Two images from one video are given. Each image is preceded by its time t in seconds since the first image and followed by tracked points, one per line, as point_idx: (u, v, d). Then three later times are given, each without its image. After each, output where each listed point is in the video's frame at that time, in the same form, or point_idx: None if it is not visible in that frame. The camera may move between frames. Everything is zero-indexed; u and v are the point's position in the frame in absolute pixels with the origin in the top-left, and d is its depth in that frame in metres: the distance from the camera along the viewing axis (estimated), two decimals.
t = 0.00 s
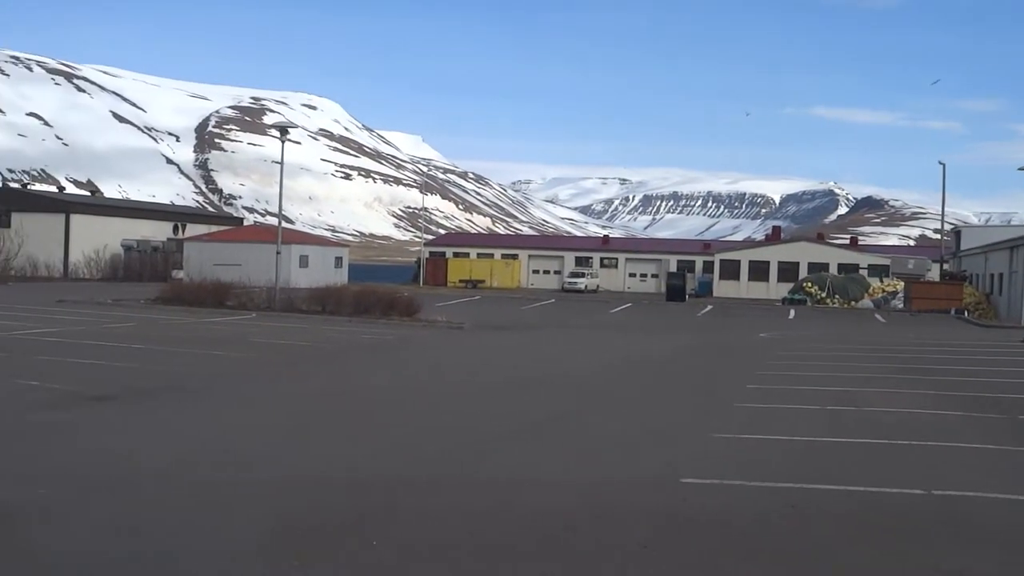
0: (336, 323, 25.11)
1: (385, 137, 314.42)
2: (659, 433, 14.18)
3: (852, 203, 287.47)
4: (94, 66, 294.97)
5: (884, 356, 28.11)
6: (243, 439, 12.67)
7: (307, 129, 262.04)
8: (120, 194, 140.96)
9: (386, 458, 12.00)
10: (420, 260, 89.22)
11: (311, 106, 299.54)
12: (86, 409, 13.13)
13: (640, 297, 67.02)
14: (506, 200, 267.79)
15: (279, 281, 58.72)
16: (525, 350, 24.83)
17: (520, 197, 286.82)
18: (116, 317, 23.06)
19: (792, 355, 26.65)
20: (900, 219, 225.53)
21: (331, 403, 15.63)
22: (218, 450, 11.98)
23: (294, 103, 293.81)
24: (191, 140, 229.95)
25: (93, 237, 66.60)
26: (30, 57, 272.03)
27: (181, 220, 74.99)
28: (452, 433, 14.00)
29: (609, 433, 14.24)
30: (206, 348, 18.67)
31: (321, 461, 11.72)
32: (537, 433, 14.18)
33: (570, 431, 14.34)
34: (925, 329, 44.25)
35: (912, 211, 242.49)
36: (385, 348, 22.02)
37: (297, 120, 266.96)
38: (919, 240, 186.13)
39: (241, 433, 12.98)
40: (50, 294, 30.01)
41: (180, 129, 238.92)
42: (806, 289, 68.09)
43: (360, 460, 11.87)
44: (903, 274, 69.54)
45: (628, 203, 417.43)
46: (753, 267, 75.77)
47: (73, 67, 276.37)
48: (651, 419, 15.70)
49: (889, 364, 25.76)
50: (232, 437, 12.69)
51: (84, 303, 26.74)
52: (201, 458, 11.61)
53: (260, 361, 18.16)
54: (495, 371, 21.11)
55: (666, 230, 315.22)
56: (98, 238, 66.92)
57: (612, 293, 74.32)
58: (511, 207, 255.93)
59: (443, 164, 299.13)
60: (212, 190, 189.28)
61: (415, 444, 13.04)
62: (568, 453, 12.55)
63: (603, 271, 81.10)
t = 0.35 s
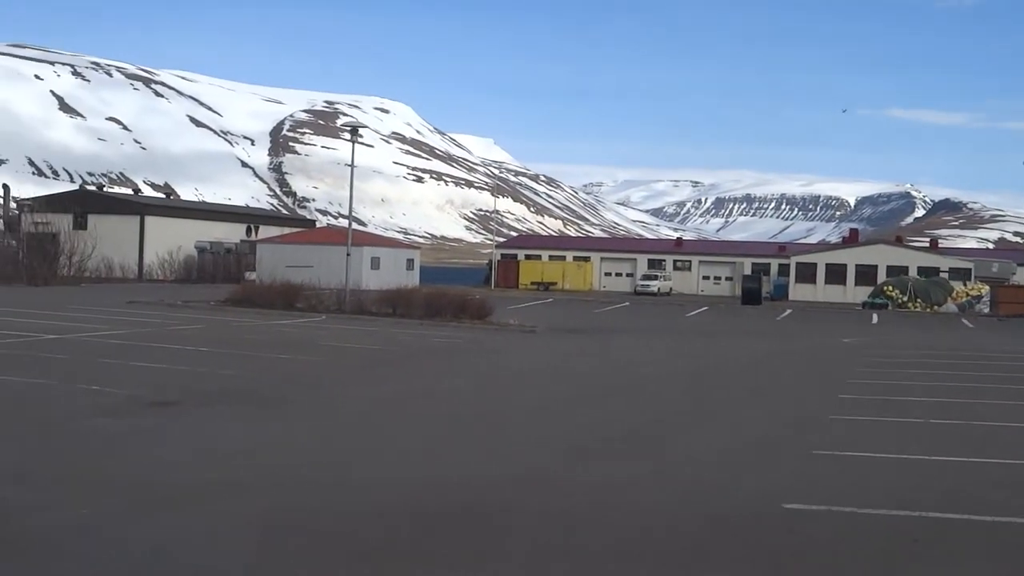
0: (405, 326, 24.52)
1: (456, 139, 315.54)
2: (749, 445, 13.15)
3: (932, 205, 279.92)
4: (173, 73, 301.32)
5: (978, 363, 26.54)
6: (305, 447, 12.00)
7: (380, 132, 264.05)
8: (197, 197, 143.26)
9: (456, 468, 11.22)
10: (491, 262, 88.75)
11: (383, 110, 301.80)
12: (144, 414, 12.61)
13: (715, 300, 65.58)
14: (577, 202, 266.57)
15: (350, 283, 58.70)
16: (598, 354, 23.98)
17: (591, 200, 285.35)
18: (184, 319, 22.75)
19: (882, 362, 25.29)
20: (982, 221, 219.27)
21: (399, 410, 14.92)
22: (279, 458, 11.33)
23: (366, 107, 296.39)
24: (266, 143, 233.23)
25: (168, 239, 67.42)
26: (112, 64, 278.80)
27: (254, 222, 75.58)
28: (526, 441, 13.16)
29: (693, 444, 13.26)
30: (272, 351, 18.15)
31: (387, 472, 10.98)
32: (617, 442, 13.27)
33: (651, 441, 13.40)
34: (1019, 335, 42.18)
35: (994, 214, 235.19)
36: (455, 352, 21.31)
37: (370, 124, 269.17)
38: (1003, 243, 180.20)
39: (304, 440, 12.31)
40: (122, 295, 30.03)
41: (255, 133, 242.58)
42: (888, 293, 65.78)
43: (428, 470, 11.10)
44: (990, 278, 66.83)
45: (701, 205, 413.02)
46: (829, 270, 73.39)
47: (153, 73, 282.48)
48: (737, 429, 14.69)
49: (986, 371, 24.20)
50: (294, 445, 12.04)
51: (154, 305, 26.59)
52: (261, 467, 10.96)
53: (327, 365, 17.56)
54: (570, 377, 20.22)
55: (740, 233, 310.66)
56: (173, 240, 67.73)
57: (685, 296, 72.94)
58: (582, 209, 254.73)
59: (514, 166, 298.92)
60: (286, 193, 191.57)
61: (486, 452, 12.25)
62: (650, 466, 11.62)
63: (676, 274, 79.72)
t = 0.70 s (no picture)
0: (465, 329, 23.95)
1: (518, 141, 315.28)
2: (828, 465, 12.24)
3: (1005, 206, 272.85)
4: (237, 77, 305.40)
5: None
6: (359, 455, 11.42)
7: (441, 134, 264.87)
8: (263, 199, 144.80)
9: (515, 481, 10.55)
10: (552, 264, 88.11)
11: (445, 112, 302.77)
12: (194, 422, 12.15)
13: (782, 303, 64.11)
14: (638, 203, 264.74)
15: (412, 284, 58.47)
16: (667, 359, 23.14)
17: (653, 201, 283.21)
18: (241, 322, 22.45)
19: (964, 368, 24.09)
20: None
21: (457, 416, 14.32)
22: (331, 467, 10.77)
23: (428, 109, 297.62)
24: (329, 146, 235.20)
25: (230, 240, 67.88)
26: (180, 68, 283.69)
27: (316, 223, 75.84)
28: (592, 451, 12.39)
29: (768, 460, 12.39)
30: (327, 355, 17.68)
31: (444, 482, 10.33)
32: (686, 456, 12.49)
33: (724, 456, 12.54)
34: None
35: None
36: (516, 356, 20.65)
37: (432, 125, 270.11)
38: None
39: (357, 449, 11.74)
40: (184, 297, 29.95)
41: (319, 136, 244.88)
42: (961, 295, 63.69)
43: (487, 482, 10.45)
44: None
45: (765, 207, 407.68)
46: (899, 272, 71.29)
47: (220, 77, 286.74)
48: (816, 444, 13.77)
49: None
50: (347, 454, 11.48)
51: (213, 308, 26.40)
52: (310, 477, 10.38)
53: (383, 369, 17.01)
54: (634, 382, 19.44)
55: (805, 235, 305.99)
56: (236, 241, 68.17)
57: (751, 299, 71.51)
58: (644, 211, 252.86)
59: (575, 167, 297.86)
60: (349, 195, 192.86)
61: (548, 461, 11.54)
62: (725, 483, 10.82)
63: (741, 276, 78.24)
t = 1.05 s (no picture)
0: (516, 332, 23.39)
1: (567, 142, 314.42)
2: (903, 492, 11.43)
3: None
4: (289, 79, 308.37)
5: None
6: (404, 470, 10.85)
7: (491, 136, 264.88)
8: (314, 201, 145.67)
9: (569, 504, 9.92)
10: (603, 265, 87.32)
11: (495, 113, 302.78)
12: (234, 431, 11.69)
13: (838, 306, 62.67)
14: (689, 205, 262.63)
15: (461, 286, 58.08)
16: (723, 364, 22.36)
17: (704, 203, 280.89)
18: (288, 324, 22.08)
19: None
20: None
21: (507, 426, 13.72)
22: (374, 483, 10.22)
23: (478, 110, 297.87)
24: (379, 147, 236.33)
25: (279, 241, 67.99)
26: (233, 71, 286.89)
27: (365, 224, 75.80)
28: (647, 474, 11.67)
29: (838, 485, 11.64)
30: (374, 360, 17.19)
31: (493, 503, 9.74)
32: (750, 478, 11.77)
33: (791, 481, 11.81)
34: None
35: None
36: (568, 360, 20.02)
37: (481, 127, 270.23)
38: None
39: (401, 462, 11.18)
40: (231, 298, 29.74)
41: (369, 138, 246.12)
42: None
43: (539, 505, 9.84)
44: None
45: (817, 208, 402.57)
46: (957, 275, 68.76)
47: (272, 80, 289.41)
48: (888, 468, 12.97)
49: None
50: (392, 467, 10.92)
51: (260, 309, 26.10)
52: (351, 493, 9.84)
53: (431, 375, 16.48)
54: (691, 389, 18.71)
55: (859, 236, 301.48)
56: (285, 242, 68.27)
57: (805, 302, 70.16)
58: (694, 212, 250.72)
59: (624, 169, 296.32)
60: (399, 197, 193.42)
61: (601, 485, 10.89)
62: (793, 514, 10.08)
63: (794, 278, 76.82)
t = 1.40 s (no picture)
0: (536, 335, 22.81)
1: (588, 144, 313.51)
2: (940, 505, 10.78)
3: None
4: (310, 82, 308.95)
5: None
6: (418, 481, 10.29)
7: (511, 137, 264.42)
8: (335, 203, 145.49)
9: (591, 517, 9.32)
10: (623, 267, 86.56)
11: (515, 115, 302.30)
12: (237, 440, 11.18)
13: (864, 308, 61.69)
14: (710, 207, 261.13)
15: (481, 288, 57.48)
16: (748, 367, 21.69)
17: (725, 205, 279.46)
18: (302, 327, 21.58)
19: None
20: None
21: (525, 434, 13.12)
22: (384, 494, 9.65)
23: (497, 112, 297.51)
24: (399, 149, 236.28)
25: (298, 243, 67.65)
26: (253, 74, 287.78)
27: (384, 226, 75.41)
28: (668, 484, 11.07)
29: (877, 498, 10.97)
30: (388, 364, 16.64)
31: (504, 517, 9.17)
32: (783, 489, 11.12)
33: (827, 493, 11.14)
34: None
35: None
36: (589, 365, 19.39)
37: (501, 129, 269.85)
38: None
39: (414, 473, 10.60)
40: (247, 301, 29.28)
41: (389, 140, 246.14)
42: None
43: (559, 518, 9.24)
44: None
45: (839, 209, 399.80)
46: (983, 276, 67.06)
47: (292, 82, 290.00)
48: (929, 479, 12.27)
49: None
50: (404, 479, 10.35)
51: (276, 312, 25.61)
52: (359, 505, 9.27)
53: (447, 380, 15.91)
54: (718, 395, 18.04)
55: (882, 238, 298.93)
56: (303, 244, 67.92)
57: (829, 304, 69.21)
58: (716, 215, 249.27)
59: (645, 171, 295.01)
60: (419, 199, 193.10)
61: (620, 496, 10.31)
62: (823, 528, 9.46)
63: (818, 280, 75.82)
